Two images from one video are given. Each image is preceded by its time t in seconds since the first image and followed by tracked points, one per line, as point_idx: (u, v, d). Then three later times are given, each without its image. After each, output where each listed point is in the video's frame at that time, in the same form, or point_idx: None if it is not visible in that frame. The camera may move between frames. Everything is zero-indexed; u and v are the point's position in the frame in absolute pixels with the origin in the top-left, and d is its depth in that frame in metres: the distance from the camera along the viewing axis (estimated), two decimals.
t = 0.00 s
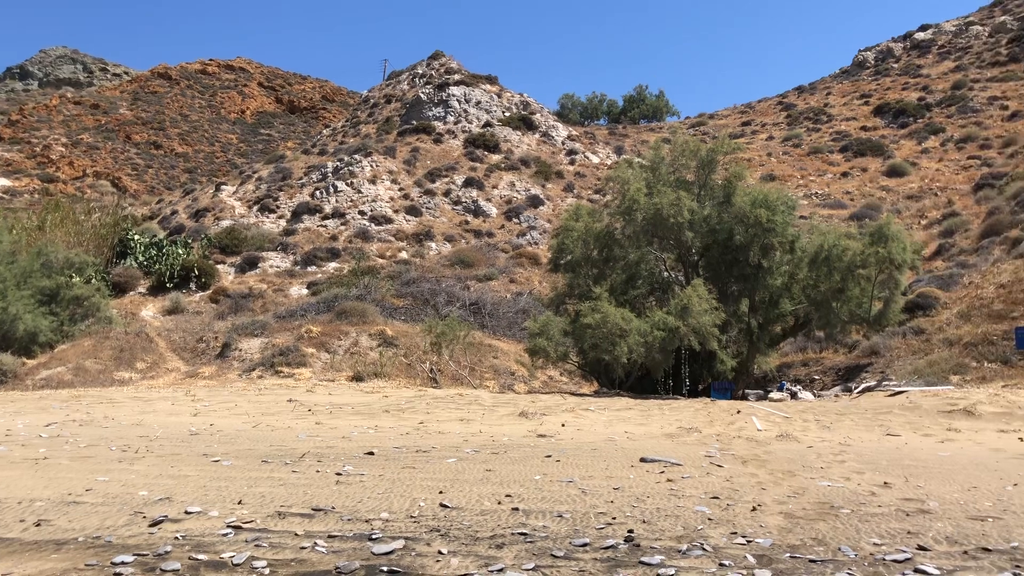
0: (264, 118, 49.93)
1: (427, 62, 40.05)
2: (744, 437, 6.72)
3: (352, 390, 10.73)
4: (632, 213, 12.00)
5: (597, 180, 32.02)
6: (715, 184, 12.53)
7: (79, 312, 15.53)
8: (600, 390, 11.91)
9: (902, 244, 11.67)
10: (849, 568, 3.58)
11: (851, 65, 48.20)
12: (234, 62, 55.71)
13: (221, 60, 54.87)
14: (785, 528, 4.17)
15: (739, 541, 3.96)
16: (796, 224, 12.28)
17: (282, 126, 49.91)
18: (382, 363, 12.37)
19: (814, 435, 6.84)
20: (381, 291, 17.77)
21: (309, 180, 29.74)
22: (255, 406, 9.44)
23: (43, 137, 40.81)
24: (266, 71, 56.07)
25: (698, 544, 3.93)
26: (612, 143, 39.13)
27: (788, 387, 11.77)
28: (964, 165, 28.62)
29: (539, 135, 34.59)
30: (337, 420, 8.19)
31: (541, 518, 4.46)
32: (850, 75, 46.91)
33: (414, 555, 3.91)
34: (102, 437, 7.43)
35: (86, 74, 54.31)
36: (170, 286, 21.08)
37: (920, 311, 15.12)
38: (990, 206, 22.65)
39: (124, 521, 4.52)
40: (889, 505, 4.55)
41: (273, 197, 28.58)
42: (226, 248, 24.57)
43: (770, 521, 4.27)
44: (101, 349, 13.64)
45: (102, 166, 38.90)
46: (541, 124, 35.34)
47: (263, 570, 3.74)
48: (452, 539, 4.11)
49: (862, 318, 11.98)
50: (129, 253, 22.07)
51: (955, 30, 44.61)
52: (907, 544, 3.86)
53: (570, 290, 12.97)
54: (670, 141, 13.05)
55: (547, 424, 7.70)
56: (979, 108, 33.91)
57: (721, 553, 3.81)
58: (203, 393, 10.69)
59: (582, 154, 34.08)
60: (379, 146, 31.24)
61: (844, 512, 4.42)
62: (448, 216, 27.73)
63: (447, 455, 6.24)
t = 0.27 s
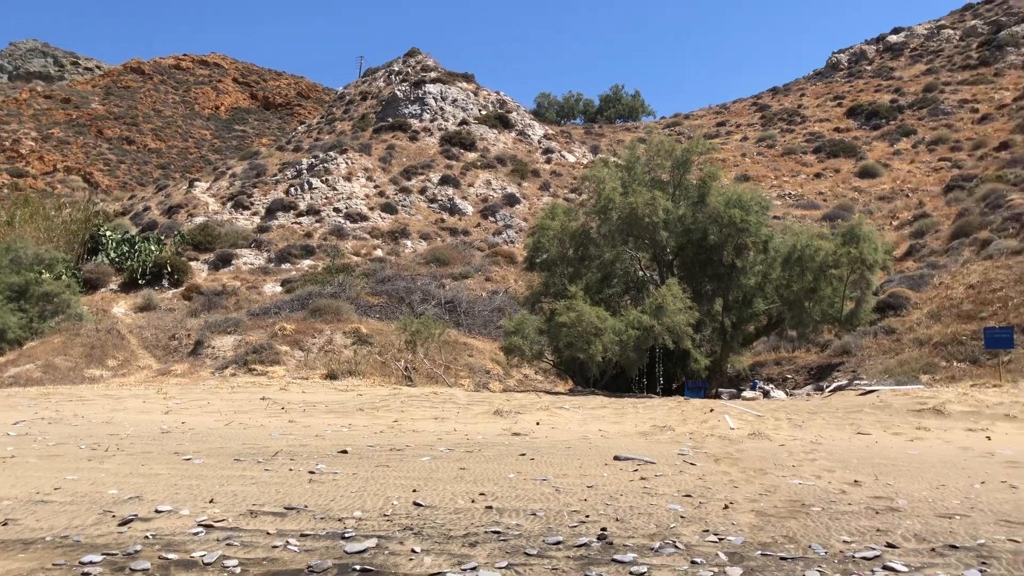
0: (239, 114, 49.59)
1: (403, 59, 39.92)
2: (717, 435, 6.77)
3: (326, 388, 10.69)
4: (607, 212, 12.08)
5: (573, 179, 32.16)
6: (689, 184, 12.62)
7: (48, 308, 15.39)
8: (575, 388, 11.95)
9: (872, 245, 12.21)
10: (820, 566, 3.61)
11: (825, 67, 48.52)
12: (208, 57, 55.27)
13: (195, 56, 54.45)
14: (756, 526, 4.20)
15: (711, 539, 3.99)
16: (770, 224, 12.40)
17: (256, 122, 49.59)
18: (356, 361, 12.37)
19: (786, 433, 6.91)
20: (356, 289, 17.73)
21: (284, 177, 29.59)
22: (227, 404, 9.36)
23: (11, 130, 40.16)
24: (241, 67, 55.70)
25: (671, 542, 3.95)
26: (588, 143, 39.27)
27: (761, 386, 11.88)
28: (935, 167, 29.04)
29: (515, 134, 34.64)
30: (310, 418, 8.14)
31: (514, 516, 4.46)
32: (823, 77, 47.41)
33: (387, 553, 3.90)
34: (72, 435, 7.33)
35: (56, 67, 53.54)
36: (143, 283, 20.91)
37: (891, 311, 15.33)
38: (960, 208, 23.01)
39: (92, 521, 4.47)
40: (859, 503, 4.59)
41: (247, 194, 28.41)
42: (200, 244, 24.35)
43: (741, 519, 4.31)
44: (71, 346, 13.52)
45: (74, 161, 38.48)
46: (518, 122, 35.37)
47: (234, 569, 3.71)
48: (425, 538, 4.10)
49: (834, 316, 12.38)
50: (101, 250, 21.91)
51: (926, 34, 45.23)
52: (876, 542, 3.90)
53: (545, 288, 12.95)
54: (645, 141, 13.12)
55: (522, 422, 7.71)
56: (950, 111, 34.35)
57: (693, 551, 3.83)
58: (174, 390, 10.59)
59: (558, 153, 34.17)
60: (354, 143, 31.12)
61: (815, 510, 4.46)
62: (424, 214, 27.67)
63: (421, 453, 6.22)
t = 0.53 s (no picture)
0: (208, 110, 49.14)
1: (375, 56, 39.79)
2: (684, 434, 6.82)
3: (296, 387, 10.63)
4: (579, 212, 12.16)
5: (545, 179, 32.29)
6: (660, 184, 12.73)
7: (11, 305, 15.18)
8: (545, 387, 12.01)
9: (839, 246, 12.31)
10: (785, 563, 3.66)
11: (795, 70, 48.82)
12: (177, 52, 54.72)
13: (165, 51, 53.91)
14: (723, 523, 4.24)
15: (678, 536, 4.02)
16: (740, 225, 12.54)
17: (226, 118, 49.16)
18: (325, 359, 12.34)
19: (752, 432, 6.98)
20: (326, 286, 17.66)
21: (255, 173, 29.38)
22: (194, 402, 9.27)
23: None
24: (211, 62, 55.21)
25: (638, 540, 3.97)
26: (560, 142, 39.42)
27: (729, 384, 12.01)
28: (902, 170, 29.50)
29: (487, 133, 34.72)
30: (279, 416, 8.09)
31: (483, 514, 4.47)
32: (793, 79, 47.90)
33: (354, 552, 3.89)
34: (36, 433, 7.21)
35: (21, 59, 52.62)
36: (109, 279, 20.70)
37: (858, 311, 15.55)
38: (925, 210, 23.40)
39: (55, 520, 4.41)
40: (825, 501, 4.65)
41: (217, 190, 28.18)
42: (168, 241, 24.11)
43: (708, 516, 4.35)
44: (35, 344, 13.35)
45: (39, 156, 37.90)
46: (490, 121, 35.44)
47: (199, 568, 3.69)
48: (393, 537, 4.09)
49: (801, 317, 12.46)
50: (68, 246, 21.65)
51: (894, 38, 45.90)
52: (840, 539, 3.95)
53: (517, 287, 12.95)
54: (617, 141, 13.21)
55: (491, 421, 7.72)
56: (917, 114, 34.84)
57: (661, 549, 3.86)
58: (141, 388, 10.47)
59: (531, 153, 34.25)
60: (325, 140, 30.94)
61: (781, 508, 4.51)
62: (395, 212, 27.60)
63: (391, 452, 6.22)
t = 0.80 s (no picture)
0: (171, 105, 48.17)
1: (341, 53, 39.40)
2: (647, 433, 6.92)
3: (258, 386, 10.49)
4: (544, 211, 12.24)
5: (511, 178, 32.36)
6: (625, 185, 12.87)
7: None
8: (510, 386, 12.03)
9: (800, 248, 12.53)
10: (744, 561, 3.74)
11: (759, 72, 49.95)
12: (139, 46, 53.59)
13: (126, 45, 52.78)
14: (684, 522, 4.33)
15: (639, 535, 4.09)
16: (703, 226, 12.73)
17: (190, 113, 48.23)
18: (288, 358, 12.21)
19: (715, 431, 7.12)
20: (290, 285, 17.45)
21: (218, 170, 28.86)
22: (154, 401, 9.09)
23: None
24: (174, 57, 54.17)
25: (601, 539, 4.03)
26: (527, 142, 39.55)
27: (692, 384, 12.18)
28: (863, 173, 30.30)
29: (454, 131, 34.65)
30: (241, 416, 7.97)
31: (446, 514, 4.48)
32: (757, 83, 48.79)
33: (316, 552, 3.87)
34: None
35: None
36: (68, 276, 20.15)
37: (818, 312, 15.94)
38: (885, 213, 24.07)
39: (6, 522, 4.29)
40: (784, 499, 4.77)
41: (179, 186, 27.63)
42: (129, 237, 23.55)
43: (670, 515, 4.43)
44: None
45: None
46: (456, 120, 35.37)
47: (157, 570, 3.63)
48: (355, 537, 4.08)
49: (764, 317, 12.62)
50: (24, 242, 21.01)
51: (856, 42, 47.07)
52: (800, 537, 4.07)
53: (482, 287, 12.95)
54: (583, 141, 13.33)
55: (456, 420, 7.73)
56: (877, 118, 35.76)
57: (622, 547, 3.92)
58: (99, 387, 10.21)
59: (497, 152, 34.27)
60: (290, 137, 30.53)
61: (741, 506, 4.61)
62: (360, 210, 27.36)
63: (353, 452, 6.19)
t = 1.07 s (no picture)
0: (128, 101, 46.93)
1: (303, 50, 38.88)
2: (608, 433, 7.02)
3: (215, 386, 10.30)
4: (507, 211, 12.29)
5: (474, 178, 32.36)
6: (587, 186, 13.00)
7: None
8: (472, 387, 12.04)
9: (760, 249, 12.40)
10: (700, 560, 3.83)
11: (720, 75, 50.87)
12: (96, 40, 52.19)
13: (81, 39, 51.36)
14: (642, 521, 4.41)
15: (598, 535, 4.15)
16: (664, 227, 12.91)
17: (147, 110, 47.05)
18: (246, 358, 12.03)
19: (674, 431, 7.25)
20: (249, 284, 17.16)
21: (176, 167, 28.22)
22: (109, 401, 8.86)
23: None
24: (132, 52, 52.86)
25: (559, 539, 4.08)
26: (490, 142, 39.57)
27: (652, 385, 12.35)
28: (820, 176, 31.09)
29: (416, 130, 34.49)
30: (198, 416, 7.83)
31: (405, 515, 4.48)
32: (718, 86, 49.63)
33: (273, 554, 3.84)
34: None
35: None
36: (20, 275, 19.74)
37: (777, 313, 16.31)
38: (842, 216, 24.73)
39: None
40: (741, 498, 4.89)
41: (136, 183, 26.97)
42: (84, 235, 22.90)
43: (629, 515, 4.51)
44: None
45: None
46: (419, 119, 35.21)
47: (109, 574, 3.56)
48: (313, 538, 4.06)
49: (723, 318, 12.65)
50: None
51: (815, 47, 48.23)
52: (757, 536, 4.18)
53: (444, 287, 12.93)
54: (545, 142, 13.43)
55: (417, 421, 7.71)
56: (835, 122, 36.71)
57: (580, 547, 3.98)
58: (50, 388, 9.90)
59: (459, 151, 34.22)
60: (249, 135, 30.01)
61: (699, 505, 4.72)
62: (321, 209, 27.03)
63: (313, 452, 6.14)
